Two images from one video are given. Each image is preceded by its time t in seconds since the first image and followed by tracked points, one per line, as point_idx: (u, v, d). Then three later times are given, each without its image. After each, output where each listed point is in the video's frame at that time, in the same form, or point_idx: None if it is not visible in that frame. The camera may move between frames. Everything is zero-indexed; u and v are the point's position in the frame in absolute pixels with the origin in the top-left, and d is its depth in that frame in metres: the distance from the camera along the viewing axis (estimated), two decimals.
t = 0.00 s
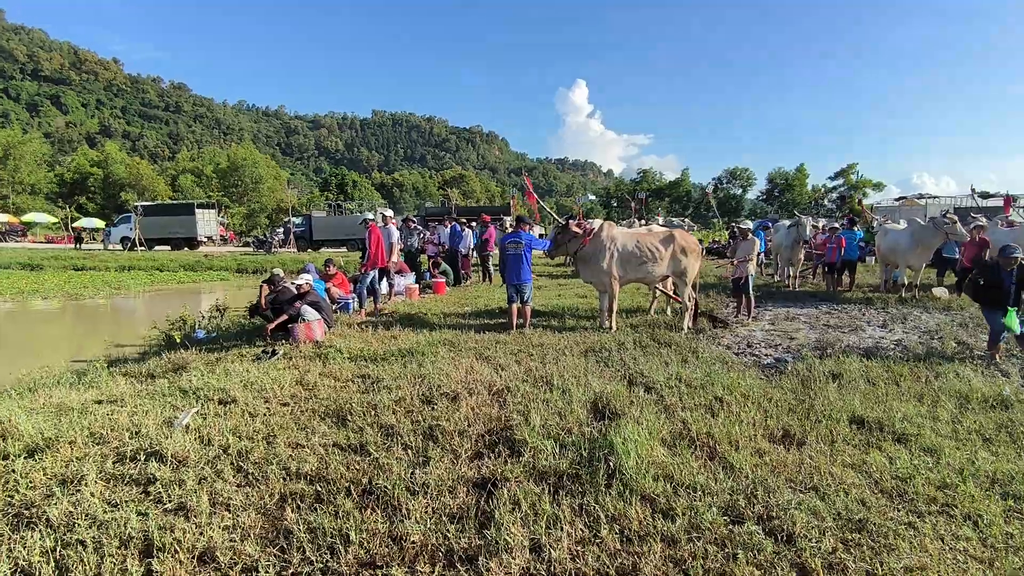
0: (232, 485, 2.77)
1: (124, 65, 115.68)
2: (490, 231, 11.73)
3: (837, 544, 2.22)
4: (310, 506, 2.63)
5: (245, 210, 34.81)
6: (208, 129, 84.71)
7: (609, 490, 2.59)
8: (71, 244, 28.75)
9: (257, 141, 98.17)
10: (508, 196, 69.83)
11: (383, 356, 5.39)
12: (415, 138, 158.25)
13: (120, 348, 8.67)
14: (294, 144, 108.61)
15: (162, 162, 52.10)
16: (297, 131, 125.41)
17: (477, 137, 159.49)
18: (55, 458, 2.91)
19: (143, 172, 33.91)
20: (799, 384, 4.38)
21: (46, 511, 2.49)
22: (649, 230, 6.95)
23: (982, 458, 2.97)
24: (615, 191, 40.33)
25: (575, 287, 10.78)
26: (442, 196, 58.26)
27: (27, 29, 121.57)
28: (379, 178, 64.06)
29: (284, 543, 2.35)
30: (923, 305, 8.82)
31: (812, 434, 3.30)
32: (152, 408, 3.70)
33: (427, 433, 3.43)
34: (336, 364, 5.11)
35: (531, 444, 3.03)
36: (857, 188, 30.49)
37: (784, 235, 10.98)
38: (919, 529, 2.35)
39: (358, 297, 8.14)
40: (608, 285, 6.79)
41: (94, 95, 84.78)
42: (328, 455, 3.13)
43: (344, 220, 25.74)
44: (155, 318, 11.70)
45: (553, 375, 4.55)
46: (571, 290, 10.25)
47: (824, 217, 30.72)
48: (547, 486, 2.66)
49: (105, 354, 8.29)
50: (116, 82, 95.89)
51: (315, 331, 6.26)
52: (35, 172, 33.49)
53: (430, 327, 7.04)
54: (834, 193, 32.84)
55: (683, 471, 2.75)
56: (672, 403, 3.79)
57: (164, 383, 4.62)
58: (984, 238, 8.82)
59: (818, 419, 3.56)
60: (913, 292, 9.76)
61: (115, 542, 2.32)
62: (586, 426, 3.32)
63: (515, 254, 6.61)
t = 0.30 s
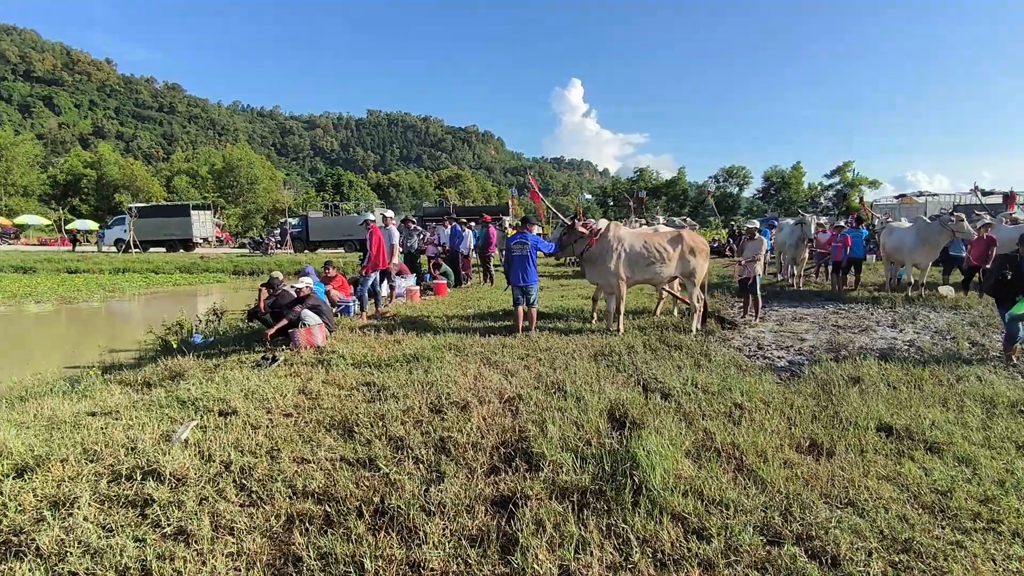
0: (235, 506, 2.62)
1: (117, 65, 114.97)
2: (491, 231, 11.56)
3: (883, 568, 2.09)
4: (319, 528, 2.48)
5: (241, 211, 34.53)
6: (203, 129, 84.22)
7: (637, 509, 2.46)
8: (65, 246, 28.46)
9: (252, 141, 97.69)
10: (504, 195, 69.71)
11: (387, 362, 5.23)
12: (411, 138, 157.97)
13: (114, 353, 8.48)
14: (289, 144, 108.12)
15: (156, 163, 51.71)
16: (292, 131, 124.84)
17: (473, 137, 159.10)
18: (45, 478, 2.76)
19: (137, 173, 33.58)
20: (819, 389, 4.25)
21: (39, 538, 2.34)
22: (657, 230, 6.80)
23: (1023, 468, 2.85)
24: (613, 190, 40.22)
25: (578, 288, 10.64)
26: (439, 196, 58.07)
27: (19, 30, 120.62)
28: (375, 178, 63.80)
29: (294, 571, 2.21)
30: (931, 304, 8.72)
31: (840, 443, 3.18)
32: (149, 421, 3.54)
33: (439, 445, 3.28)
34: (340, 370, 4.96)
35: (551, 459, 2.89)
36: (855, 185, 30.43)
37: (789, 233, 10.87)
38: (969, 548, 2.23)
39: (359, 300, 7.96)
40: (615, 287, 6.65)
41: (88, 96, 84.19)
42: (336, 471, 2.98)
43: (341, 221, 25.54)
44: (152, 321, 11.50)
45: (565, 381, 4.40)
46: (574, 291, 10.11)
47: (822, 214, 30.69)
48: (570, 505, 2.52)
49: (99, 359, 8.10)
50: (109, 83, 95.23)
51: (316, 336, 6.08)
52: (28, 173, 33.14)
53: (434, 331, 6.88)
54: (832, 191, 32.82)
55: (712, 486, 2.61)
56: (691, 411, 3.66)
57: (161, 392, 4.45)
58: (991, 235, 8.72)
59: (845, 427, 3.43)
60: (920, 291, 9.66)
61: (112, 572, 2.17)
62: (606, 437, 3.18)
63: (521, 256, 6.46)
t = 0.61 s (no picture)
0: (234, 524, 2.50)
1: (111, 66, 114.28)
2: (490, 232, 11.42)
3: None
4: (322, 551, 2.36)
5: (236, 212, 34.28)
6: (198, 130, 83.76)
7: (657, 526, 2.35)
8: (59, 247, 28.18)
9: (247, 142, 97.16)
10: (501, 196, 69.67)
11: (388, 368, 5.10)
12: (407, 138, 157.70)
13: (108, 357, 8.30)
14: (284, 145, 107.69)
15: (150, 163, 51.35)
16: (287, 131, 124.31)
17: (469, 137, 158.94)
18: (32, 496, 2.62)
19: (131, 173, 33.27)
20: (832, 394, 4.14)
21: (24, 564, 2.21)
22: (661, 231, 6.69)
23: None
24: (610, 190, 40.14)
25: (579, 289, 10.53)
26: (435, 196, 57.94)
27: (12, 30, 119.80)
28: (371, 178, 63.57)
29: None
30: (934, 305, 8.65)
31: (861, 453, 3.07)
32: (143, 432, 3.40)
33: (445, 457, 3.15)
34: (340, 376, 4.83)
35: (564, 471, 2.79)
36: (851, 185, 30.47)
37: (790, 234, 10.80)
38: (1007, 568, 2.13)
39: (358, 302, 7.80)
40: (620, 289, 6.53)
41: (82, 96, 83.62)
42: (339, 485, 2.86)
43: (337, 221, 25.39)
44: (147, 323, 11.35)
45: (572, 388, 4.29)
46: (574, 293, 10.00)
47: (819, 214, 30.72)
48: (585, 523, 2.41)
49: (91, 364, 7.92)
50: (103, 83, 94.62)
51: (315, 340, 5.96)
52: (21, 174, 32.82)
53: (435, 334, 6.76)
54: (827, 191, 32.86)
55: (733, 500, 2.50)
56: (704, 419, 3.55)
57: (155, 400, 4.30)
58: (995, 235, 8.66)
59: (866, 436, 3.32)
60: (923, 291, 9.59)
61: None
62: (620, 448, 3.06)
63: (524, 258, 6.34)
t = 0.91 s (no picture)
0: (220, 543, 2.35)
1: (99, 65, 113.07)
2: (485, 233, 11.28)
3: None
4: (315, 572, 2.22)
5: (227, 213, 33.91)
6: (188, 130, 82.98)
7: (669, 543, 2.24)
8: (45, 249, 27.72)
9: (238, 142, 96.37)
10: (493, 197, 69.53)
11: (382, 373, 4.95)
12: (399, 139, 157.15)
13: (93, 361, 8.07)
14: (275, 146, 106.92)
15: (139, 164, 50.73)
16: (278, 132, 123.43)
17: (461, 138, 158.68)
18: (3, 514, 2.46)
19: (120, 174, 32.81)
20: (840, 398, 4.04)
21: None
22: (660, 232, 6.59)
23: None
24: (602, 191, 40.15)
25: (574, 291, 10.42)
26: (428, 198, 57.73)
27: None
28: (363, 180, 63.22)
29: None
30: (932, 306, 8.61)
31: (875, 460, 2.96)
32: (125, 443, 3.24)
33: (443, 467, 3.02)
34: (332, 382, 4.68)
35: (569, 483, 2.66)
36: (842, 186, 30.65)
37: (787, 235, 10.76)
38: None
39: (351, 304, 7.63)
40: (619, 291, 6.42)
41: (70, 96, 82.58)
42: (333, 500, 2.71)
43: (329, 223, 25.15)
44: (135, 326, 11.10)
45: (573, 393, 4.16)
46: (571, 295, 9.89)
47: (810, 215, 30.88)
48: (595, 539, 2.29)
49: (76, 368, 7.70)
50: (91, 83, 93.58)
51: (306, 345, 5.79)
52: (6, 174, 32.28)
53: (430, 337, 6.62)
54: (818, 192, 33.05)
55: (748, 514, 2.38)
56: (711, 425, 3.44)
57: (139, 408, 4.13)
58: (992, 236, 8.64)
59: (877, 442, 3.22)
60: (919, 292, 9.57)
61: None
62: (627, 458, 2.93)
63: (522, 259, 6.21)
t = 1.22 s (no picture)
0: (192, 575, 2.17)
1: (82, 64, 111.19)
2: (475, 235, 11.09)
3: None
4: None
5: (212, 214, 33.35)
6: (172, 130, 81.77)
7: (679, 569, 2.09)
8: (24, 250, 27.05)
9: (223, 143, 95.20)
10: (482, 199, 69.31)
11: (370, 381, 4.75)
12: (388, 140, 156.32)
13: (69, 367, 7.76)
14: (262, 146, 105.77)
15: (123, 164, 49.82)
16: (265, 133, 122.12)
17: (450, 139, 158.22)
18: None
19: (102, 174, 32.12)
20: (845, 406, 3.92)
21: None
22: (656, 234, 6.46)
23: None
24: (591, 193, 40.12)
25: (566, 293, 10.27)
26: (417, 199, 57.38)
27: None
28: (351, 180, 62.67)
29: None
30: (925, 308, 8.58)
31: (889, 473, 2.83)
32: (92, 461, 3.03)
33: (435, 484, 2.84)
34: (317, 390, 4.47)
35: (570, 502, 2.51)
36: (829, 188, 30.89)
37: (779, 236, 10.70)
38: None
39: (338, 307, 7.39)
40: (614, 294, 6.28)
41: (51, 94, 81.03)
42: (317, 522, 2.53)
43: (317, 223, 24.81)
44: (115, 329, 10.75)
45: (570, 401, 4.00)
46: (562, 297, 9.73)
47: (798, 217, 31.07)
48: (598, 566, 2.14)
49: (49, 375, 7.38)
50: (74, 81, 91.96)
51: (291, 351, 5.57)
52: None
53: (419, 342, 6.42)
54: (805, 194, 33.29)
55: (761, 535, 2.24)
56: (715, 435, 3.29)
57: (111, 421, 3.90)
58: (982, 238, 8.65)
59: (888, 453, 3.09)
60: (911, 294, 9.54)
61: None
62: (629, 473, 2.78)
63: (516, 262, 6.04)
